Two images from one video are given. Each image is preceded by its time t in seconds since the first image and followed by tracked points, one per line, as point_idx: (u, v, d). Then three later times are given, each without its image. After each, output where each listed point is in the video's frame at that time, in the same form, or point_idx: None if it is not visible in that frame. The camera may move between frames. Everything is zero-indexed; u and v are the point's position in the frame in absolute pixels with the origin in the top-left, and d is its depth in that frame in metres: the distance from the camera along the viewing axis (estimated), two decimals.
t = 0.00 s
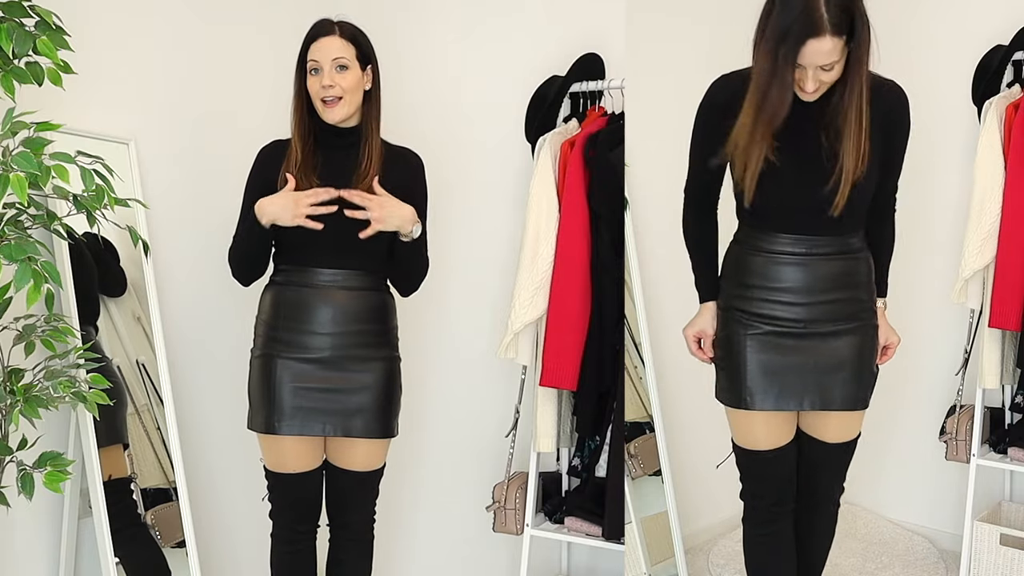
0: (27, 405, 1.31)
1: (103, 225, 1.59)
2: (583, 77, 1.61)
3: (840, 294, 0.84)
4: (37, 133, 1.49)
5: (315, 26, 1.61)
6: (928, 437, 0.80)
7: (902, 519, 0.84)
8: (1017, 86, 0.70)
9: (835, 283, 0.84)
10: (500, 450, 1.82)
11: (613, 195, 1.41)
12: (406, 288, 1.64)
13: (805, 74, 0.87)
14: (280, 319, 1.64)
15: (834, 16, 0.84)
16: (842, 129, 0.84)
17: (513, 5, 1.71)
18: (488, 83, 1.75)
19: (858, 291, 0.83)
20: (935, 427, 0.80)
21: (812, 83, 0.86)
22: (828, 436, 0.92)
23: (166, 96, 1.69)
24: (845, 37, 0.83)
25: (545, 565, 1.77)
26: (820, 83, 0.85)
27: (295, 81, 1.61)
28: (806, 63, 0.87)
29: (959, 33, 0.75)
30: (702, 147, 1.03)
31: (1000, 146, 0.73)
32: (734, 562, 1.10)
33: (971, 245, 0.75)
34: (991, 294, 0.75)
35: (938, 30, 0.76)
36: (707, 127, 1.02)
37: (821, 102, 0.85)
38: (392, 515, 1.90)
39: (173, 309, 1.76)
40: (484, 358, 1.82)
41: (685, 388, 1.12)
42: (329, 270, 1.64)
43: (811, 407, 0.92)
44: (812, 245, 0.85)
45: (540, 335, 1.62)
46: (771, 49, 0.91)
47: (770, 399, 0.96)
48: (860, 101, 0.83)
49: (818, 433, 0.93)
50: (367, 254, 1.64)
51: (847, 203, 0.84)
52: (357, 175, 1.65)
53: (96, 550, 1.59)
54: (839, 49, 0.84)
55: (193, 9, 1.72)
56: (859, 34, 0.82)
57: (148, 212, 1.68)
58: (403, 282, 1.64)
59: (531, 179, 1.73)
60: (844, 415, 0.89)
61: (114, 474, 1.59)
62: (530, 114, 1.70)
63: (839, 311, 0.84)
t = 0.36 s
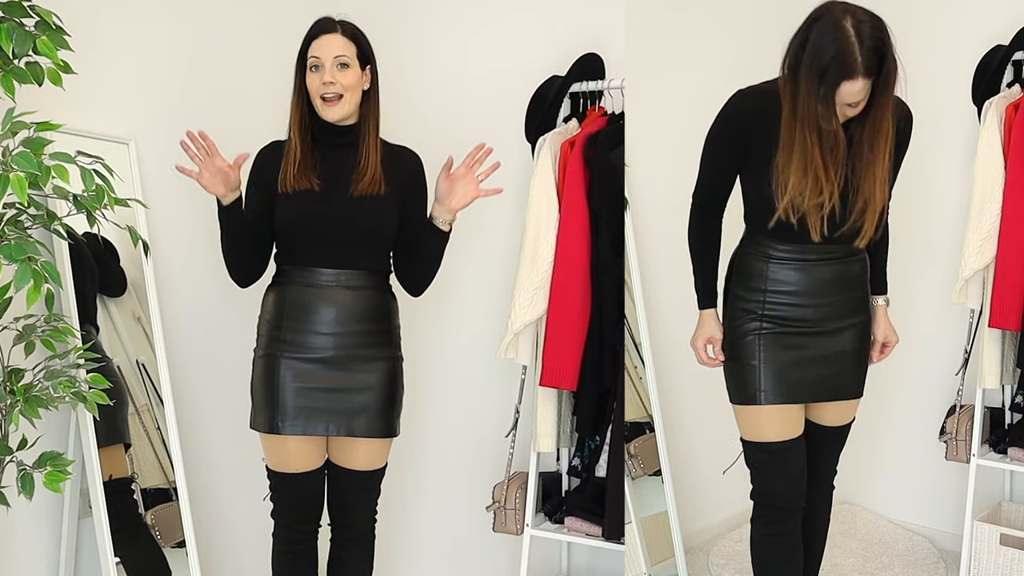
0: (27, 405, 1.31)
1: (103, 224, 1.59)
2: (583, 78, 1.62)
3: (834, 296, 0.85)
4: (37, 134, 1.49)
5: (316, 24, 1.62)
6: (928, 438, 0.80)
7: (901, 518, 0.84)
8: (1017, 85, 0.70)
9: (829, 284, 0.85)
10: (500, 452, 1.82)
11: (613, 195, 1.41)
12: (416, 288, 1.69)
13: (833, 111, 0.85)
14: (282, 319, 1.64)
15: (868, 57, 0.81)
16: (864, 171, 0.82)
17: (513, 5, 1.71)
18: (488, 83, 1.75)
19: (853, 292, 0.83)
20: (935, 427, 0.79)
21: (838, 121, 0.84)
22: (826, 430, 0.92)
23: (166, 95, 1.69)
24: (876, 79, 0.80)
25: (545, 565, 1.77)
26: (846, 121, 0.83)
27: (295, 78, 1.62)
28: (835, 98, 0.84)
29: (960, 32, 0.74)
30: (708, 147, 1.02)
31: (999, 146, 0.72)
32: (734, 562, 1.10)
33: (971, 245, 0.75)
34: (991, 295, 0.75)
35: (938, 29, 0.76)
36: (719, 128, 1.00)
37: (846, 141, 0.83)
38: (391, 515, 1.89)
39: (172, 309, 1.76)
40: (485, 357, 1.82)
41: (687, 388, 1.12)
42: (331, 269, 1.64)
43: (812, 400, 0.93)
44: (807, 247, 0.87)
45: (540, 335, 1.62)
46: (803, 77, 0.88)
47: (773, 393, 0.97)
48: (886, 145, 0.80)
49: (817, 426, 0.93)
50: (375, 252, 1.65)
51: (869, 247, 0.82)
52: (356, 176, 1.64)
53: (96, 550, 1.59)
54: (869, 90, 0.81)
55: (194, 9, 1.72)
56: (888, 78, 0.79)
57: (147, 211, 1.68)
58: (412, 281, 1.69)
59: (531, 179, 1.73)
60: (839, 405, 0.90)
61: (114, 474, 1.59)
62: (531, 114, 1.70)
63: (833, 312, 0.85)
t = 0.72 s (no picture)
0: (27, 405, 1.31)
1: (103, 224, 1.59)
2: (583, 77, 1.61)
3: (840, 297, 0.83)
4: (37, 134, 1.49)
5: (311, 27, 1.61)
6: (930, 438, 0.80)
7: (901, 518, 0.84)
8: (1017, 85, 0.69)
9: (834, 285, 0.83)
10: (500, 451, 1.81)
11: (613, 195, 1.41)
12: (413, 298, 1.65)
13: (841, 118, 0.83)
14: (284, 317, 1.65)
15: (879, 65, 0.80)
16: (871, 180, 0.80)
17: (513, 4, 1.71)
18: (488, 82, 1.75)
19: (856, 292, 0.82)
20: (935, 427, 0.79)
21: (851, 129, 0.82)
22: (835, 426, 0.90)
23: (166, 95, 1.69)
24: (887, 86, 0.79)
25: (545, 564, 1.77)
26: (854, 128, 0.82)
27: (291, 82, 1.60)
28: (842, 103, 0.82)
29: (959, 31, 0.74)
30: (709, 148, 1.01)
31: (1000, 146, 0.72)
32: (734, 561, 1.10)
33: (971, 245, 0.75)
34: (990, 296, 0.75)
35: (937, 28, 0.76)
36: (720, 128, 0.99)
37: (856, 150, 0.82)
38: (392, 515, 1.90)
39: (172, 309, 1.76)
40: (485, 357, 1.82)
41: (685, 388, 1.13)
42: (331, 269, 1.64)
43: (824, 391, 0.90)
44: (812, 250, 0.84)
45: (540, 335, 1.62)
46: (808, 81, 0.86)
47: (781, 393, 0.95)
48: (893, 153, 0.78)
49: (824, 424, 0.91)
50: (377, 252, 1.65)
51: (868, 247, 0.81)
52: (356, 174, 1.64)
53: (96, 550, 1.59)
54: (879, 97, 0.79)
55: (193, 8, 1.72)
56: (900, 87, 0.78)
57: (147, 211, 1.68)
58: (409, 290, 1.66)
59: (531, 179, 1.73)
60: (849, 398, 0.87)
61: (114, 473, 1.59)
62: (530, 114, 1.70)
63: (839, 313, 0.83)
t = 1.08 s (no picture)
0: (27, 405, 1.31)
1: (103, 225, 1.59)
2: (583, 77, 1.59)
3: (846, 293, 0.81)
4: (37, 134, 1.49)
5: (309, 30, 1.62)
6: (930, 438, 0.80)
7: (901, 518, 0.83)
8: (1017, 85, 0.69)
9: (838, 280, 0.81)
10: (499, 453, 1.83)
11: (613, 195, 1.42)
12: (409, 316, 1.69)
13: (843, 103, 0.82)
14: (282, 315, 1.63)
15: (879, 51, 0.79)
16: (867, 169, 0.80)
17: (512, 4, 1.71)
18: (488, 82, 1.75)
19: (862, 288, 0.80)
20: (935, 427, 0.78)
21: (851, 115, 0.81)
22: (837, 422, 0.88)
23: (166, 95, 1.69)
24: (887, 72, 0.78)
25: (544, 567, 1.78)
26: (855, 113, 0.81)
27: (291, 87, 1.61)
28: (844, 89, 0.81)
29: (960, 29, 0.74)
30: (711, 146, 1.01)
31: (999, 145, 0.72)
32: (734, 562, 1.09)
33: (971, 245, 0.74)
34: (991, 294, 0.74)
35: (938, 26, 0.75)
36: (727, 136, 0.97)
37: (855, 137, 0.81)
38: (391, 514, 1.90)
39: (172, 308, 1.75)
40: (485, 357, 1.82)
41: (684, 388, 1.12)
42: (330, 270, 1.63)
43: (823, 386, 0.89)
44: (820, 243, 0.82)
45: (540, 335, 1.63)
46: (807, 70, 0.85)
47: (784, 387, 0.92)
48: (895, 138, 0.78)
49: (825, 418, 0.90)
50: (376, 253, 1.67)
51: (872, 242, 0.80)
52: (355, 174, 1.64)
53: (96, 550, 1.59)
54: (880, 84, 0.79)
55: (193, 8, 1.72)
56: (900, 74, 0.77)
57: (147, 212, 1.68)
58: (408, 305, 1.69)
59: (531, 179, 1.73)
60: (851, 394, 0.86)
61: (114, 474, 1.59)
62: (530, 114, 1.70)
63: (844, 309, 0.82)
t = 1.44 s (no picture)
0: (27, 405, 1.31)
1: (103, 225, 1.59)
2: (583, 77, 1.60)
3: (845, 289, 0.81)
4: (37, 133, 1.49)
5: (313, 77, 1.51)
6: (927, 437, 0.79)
7: (901, 518, 0.83)
8: (1017, 85, 0.69)
9: (838, 275, 0.81)
10: (498, 452, 1.82)
11: (613, 195, 1.41)
12: (403, 323, 1.67)
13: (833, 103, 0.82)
14: (281, 318, 1.63)
15: (866, 56, 0.81)
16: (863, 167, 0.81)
17: (513, 4, 1.71)
18: (489, 83, 1.75)
19: (861, 286, 0.80)
20: (935, 428, 0.78)
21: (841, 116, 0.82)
22: (834, 419, 0.88)
23: (167, 95, 1.69)
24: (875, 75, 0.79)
25: (544, 567, 1.77)
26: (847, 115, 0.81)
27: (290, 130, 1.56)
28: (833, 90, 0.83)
29: (961, 26, 0.74)
30: (712, 147, 1.01)
31: (1000, 144, 0.72)
32: (734, 562, 1.08)
33: (971, 246, 0.74)
34: (991, 296, 0.74)
35: (938, 25, 0.75)
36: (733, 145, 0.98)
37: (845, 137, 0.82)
38: (390, 514, 1.90)
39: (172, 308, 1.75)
40: (485, 356, 1.82)
41: (684, 387, 1.12)
42: (324, 281, 1.63)
43: (824, 377, 0.88)
44: (823, 237, 0.82)
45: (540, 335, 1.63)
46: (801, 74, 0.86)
47: (776, 373, 0.93)
48: (883, 140, 0.79)
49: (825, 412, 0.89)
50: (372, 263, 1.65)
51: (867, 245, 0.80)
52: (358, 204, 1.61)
53: (96, 550, 1.59)
54: (868, 86, 0.80)
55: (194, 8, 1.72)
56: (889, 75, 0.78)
57: (148, 212, 1.68)
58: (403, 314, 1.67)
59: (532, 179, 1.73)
60: (851, 390, 0.86)
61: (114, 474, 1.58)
62: (531, 114, 1.70)
63: (843, 306, 0.82)
